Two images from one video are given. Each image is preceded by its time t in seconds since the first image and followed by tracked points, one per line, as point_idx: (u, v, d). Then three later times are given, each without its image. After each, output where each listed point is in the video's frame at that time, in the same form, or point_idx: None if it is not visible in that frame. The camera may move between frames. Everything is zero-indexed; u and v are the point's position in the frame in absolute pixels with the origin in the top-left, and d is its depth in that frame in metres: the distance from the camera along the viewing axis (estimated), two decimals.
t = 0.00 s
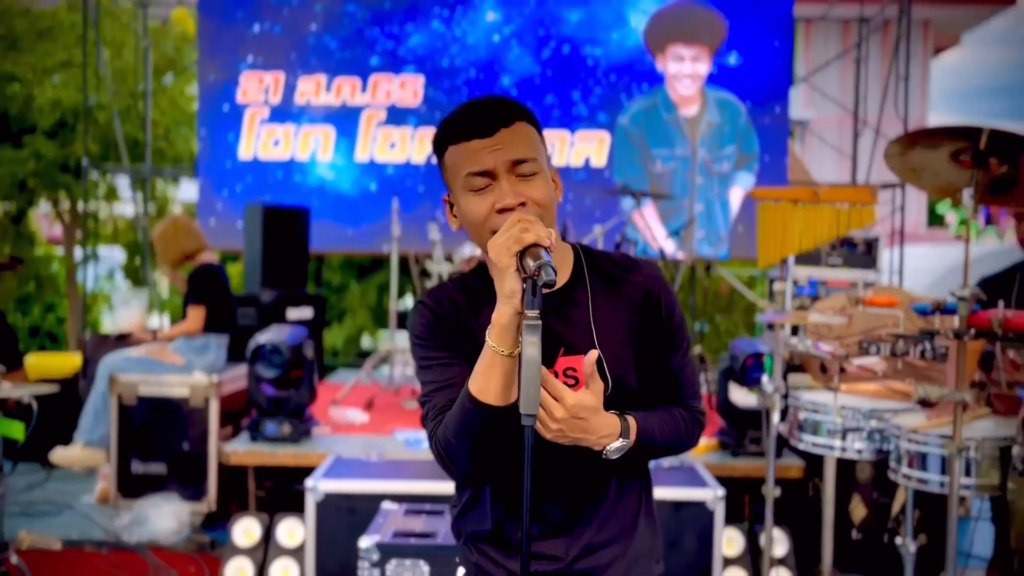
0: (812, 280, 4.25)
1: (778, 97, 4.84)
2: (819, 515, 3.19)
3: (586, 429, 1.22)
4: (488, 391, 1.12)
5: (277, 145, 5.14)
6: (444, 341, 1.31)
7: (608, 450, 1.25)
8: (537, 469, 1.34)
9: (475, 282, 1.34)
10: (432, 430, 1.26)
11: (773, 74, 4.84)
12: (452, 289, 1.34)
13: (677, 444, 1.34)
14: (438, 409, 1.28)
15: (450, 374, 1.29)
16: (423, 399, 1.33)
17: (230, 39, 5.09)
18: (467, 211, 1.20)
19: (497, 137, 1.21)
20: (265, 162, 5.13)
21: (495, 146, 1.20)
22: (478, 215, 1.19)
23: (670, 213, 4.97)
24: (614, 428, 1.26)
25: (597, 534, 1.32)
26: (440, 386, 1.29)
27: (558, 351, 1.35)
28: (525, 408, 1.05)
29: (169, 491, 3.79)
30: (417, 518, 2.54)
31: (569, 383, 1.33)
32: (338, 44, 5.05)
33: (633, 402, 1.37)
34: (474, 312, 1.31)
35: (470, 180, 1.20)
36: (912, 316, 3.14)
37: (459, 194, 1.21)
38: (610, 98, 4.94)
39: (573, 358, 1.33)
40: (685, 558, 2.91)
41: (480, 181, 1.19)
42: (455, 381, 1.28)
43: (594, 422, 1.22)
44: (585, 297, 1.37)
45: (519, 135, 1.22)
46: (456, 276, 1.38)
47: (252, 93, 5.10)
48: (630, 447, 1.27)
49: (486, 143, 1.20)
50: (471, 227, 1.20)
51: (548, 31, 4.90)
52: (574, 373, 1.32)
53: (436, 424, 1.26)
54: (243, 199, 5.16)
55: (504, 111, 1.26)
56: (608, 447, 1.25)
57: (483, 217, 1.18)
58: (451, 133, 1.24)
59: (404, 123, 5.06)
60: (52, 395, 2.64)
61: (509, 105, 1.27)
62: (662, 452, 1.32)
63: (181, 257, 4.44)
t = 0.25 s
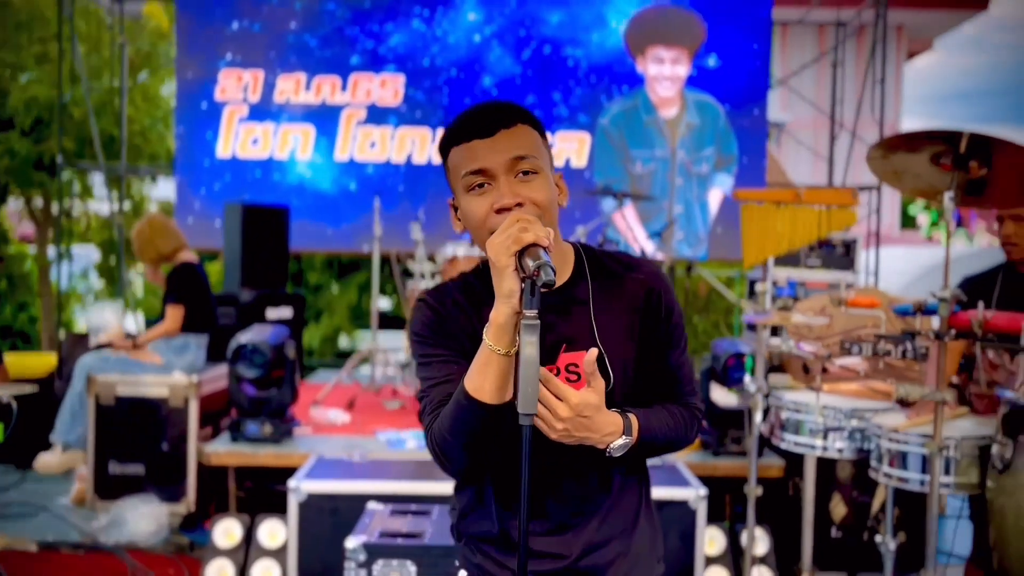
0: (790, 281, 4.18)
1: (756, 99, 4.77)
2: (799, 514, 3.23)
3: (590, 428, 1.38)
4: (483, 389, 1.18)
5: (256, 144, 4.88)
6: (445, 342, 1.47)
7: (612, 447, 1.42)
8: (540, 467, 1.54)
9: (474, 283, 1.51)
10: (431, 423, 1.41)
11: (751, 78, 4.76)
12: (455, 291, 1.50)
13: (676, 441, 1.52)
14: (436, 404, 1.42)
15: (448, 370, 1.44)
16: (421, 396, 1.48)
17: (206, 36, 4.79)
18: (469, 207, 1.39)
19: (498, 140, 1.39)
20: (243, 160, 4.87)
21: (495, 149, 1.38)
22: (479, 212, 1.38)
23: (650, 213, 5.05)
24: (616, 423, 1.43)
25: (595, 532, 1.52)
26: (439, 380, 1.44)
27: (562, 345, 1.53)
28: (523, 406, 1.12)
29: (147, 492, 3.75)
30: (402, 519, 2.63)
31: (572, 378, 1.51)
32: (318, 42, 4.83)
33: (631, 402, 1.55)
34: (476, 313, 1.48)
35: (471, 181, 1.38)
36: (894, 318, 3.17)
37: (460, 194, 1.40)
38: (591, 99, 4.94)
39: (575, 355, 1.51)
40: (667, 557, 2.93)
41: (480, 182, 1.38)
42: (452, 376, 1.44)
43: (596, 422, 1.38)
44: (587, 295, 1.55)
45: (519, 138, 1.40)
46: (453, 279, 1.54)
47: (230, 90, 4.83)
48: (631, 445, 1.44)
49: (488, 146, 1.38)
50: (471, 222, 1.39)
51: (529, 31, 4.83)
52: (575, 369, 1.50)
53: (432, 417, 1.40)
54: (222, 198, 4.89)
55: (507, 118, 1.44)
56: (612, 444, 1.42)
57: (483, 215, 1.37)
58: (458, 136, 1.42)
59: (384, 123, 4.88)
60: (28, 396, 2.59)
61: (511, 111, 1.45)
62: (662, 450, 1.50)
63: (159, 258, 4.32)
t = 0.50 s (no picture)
0: (768, 282, 4.28)
1: (733, 101, 4.78)
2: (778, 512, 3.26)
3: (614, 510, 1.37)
4: (476, 388, 1.20)
5: (232, 142, 4.84)
6: (426, 337, 1.46)
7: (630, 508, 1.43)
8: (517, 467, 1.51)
9: (456, 278, 1.52)
10: (416, 420, 1.37)
11: (728, 81, 4.77)
12: (437, 286, 1.51)
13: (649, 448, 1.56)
14: (422, 400, 1.39)
15: (434, 367, 1.43)
16: (402, 394, 1.46)
17: (183, 33, 4.73)
18: (466, 198, 1.39)
19: (505, 137, 1.41)
20: (219, 158, 4.84)
21: (502, 144, 1.39)
22: (476, 204, 1.38)
23: (628, 213, 5.02)
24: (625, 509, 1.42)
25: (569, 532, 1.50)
26: (423, 378, 1.42)
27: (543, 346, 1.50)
28: (521, 405, 1.16)
29: (123, 494, 3.71)
30: (387, 518, 2.63)
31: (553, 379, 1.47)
32: (296, 40, 4.79)
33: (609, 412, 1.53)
34: (457, 308, 1.49)
35: (472, 172, 1.39)
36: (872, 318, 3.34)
37: (459, 182, 1.40)
38: (570, 100, 4.93)
39: (557, 358, 1.47)
40: (648, 556, 2.95)
41: (482, 176, 1.38)
42: (438, 374, 1.42)
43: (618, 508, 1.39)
44: (566, 294, 1.55)
45: (526, 138, 1.43)
46: (436, 275, 1.55)
47: (207, 88, 4.78)
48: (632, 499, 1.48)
49: (494, 140, 1.40)
50: (464, 211, 1.39)
51: (508, 31, 4.81)
52: (557, 371, 1.47)
53: (418, 415, 1.37)
54: (198, 195, 4.86)
55: (516, 116, 1.46)
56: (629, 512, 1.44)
57: (479, 208, 1.37)
58: (464, 127, 1.45)
59: (362, 121, 4.86)
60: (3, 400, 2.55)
61: (518, 109, 1.48)
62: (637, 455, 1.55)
63: (131, 258, 4.24)
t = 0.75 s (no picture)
0: (749, 282, 4.21)
1: (714, 104, 4.86)
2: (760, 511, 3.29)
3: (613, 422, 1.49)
4: (452, 376, 1.21)
5: (212, 140, 4.76)
6: (396, 311, 1.46)
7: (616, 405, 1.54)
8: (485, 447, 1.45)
9: (434, 253, 1.53)
10: (375, 394, 1.37)
11: (711, 84, 4.85)
12: (414, 259, 1.52)
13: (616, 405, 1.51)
14: (383, 374, 1.40)
15: (398, 343, 1.43)
16: (361, 364, 1.44)
17: (162, 30, 4.69)
18: (470, 182, 1.46)
19: (529, 135, 1.48)
20: (198, 157, 4.75)
21: (521, 141, 1.46)
22: (478, 188, 1.45)
23: (609, 214, 5.00)
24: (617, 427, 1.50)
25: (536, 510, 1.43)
26: (385, 351, 1.42)
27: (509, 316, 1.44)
28: (516, 404, 1.20)
29: (103, 494, 3.68)
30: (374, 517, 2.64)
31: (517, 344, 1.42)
32: (277, 39, 4.76)
33: (587, 366, 1.50)
34: (430, 286, 1.50)
35: (483, 160, 1.45)
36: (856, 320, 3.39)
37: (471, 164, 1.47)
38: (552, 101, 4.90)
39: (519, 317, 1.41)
40: (632, 555, 2.96)
41: (493, 164, 1.45)
42: (398, 349, 1.43)
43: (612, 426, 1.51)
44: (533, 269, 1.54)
45: (545, 141, 1.48)
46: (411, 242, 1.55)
47: (186, 86, 4.71)
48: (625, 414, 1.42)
49: (516, 135, 1.47)
50: (462, 191, 1.46)
51: (490, 32, 4.83)
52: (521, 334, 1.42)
53: (379, 390, 1.36)
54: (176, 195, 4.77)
55: (542, 118, 1.52)
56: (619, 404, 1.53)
57: (479, 195, 1.44)
58: (487, 114, 1.51)
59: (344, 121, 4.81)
60: None
61: (546, 114, 1.54)
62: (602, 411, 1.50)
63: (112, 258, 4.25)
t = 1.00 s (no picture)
0: (731, 284, 4.13)
1: (696, 105, 4.73)
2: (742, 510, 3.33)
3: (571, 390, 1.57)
4: (447, 379, 1.24)
5: (193, 139, 4.64)
6: (377, 319, 1.51)
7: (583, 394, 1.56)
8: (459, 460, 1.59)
9: (413, 260, 1.60)
10: (363, 406, 1.40)
11: (693, 85, 4.72)
12: (394, 270, 1.57)
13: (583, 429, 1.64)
14: (369, 385, 1.43)
15: (381, 352, 1.48)
16: (340, 375, 1.47)
17: (142, 27, 4.57)
18: (461, 179, 1.49)
19: (524, 139, 1.51)
20: (178, 156, 4.63)
21: (516, 145, 1.49)
22: (471, 188, 1.48)
23: (591, 215, 4.89)
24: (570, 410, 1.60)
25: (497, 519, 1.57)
26: (369, 362, 1.46)
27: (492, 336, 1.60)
28: (511, 402, 1.22)
29: (83, 495, 3.65)
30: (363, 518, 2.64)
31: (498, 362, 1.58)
32: (259, 37, 4.65)
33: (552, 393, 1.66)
34: (412, 294, 1.56)
35: (477, 160, 1.49)
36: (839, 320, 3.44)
37: (463, 163, 1.50)
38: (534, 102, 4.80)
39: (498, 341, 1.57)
40: (616, 555, 2.98)
41: (485, 165, 1.48)
42: (382, 359, 1.47)
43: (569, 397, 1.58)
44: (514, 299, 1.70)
45: (540, 147, 1.51)
46: (387, 253, 1.61)
47: (167, 84, 4.58)
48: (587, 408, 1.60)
49: (512, 139, 1.50)
50: (452, 189, 1.49)
51: (473, 32, 4.75)
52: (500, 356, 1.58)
53: (365, 401, 1.40)
54: (156, 194, 4.63)
55: (537, 124, 1.54)
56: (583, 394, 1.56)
57: (470, 196, 1.47)
58: (485, 115, 1.54)
59: (326, 120, 4.72)
60: None
61: (542, 119, 1.57)
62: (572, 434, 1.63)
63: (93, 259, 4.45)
